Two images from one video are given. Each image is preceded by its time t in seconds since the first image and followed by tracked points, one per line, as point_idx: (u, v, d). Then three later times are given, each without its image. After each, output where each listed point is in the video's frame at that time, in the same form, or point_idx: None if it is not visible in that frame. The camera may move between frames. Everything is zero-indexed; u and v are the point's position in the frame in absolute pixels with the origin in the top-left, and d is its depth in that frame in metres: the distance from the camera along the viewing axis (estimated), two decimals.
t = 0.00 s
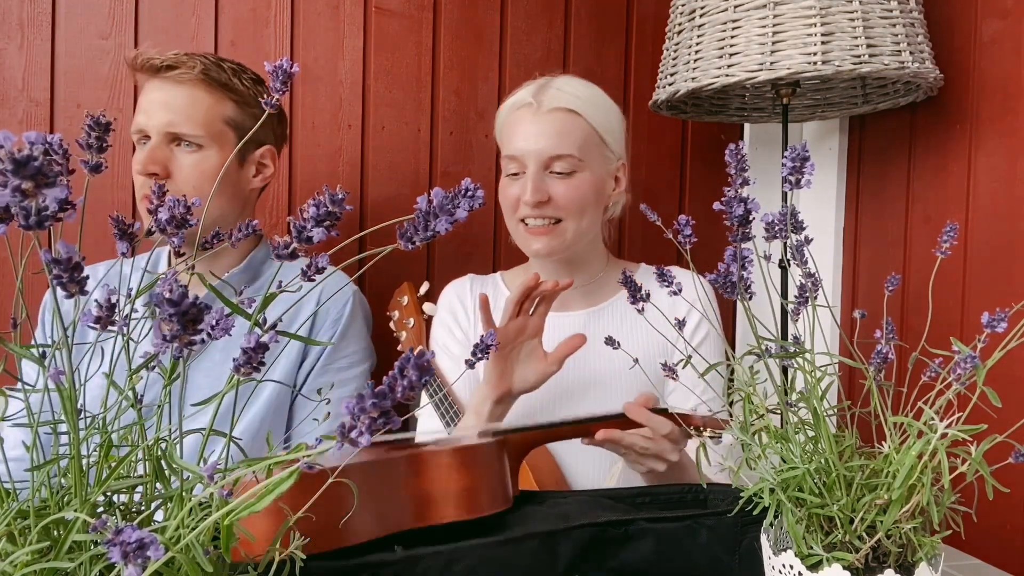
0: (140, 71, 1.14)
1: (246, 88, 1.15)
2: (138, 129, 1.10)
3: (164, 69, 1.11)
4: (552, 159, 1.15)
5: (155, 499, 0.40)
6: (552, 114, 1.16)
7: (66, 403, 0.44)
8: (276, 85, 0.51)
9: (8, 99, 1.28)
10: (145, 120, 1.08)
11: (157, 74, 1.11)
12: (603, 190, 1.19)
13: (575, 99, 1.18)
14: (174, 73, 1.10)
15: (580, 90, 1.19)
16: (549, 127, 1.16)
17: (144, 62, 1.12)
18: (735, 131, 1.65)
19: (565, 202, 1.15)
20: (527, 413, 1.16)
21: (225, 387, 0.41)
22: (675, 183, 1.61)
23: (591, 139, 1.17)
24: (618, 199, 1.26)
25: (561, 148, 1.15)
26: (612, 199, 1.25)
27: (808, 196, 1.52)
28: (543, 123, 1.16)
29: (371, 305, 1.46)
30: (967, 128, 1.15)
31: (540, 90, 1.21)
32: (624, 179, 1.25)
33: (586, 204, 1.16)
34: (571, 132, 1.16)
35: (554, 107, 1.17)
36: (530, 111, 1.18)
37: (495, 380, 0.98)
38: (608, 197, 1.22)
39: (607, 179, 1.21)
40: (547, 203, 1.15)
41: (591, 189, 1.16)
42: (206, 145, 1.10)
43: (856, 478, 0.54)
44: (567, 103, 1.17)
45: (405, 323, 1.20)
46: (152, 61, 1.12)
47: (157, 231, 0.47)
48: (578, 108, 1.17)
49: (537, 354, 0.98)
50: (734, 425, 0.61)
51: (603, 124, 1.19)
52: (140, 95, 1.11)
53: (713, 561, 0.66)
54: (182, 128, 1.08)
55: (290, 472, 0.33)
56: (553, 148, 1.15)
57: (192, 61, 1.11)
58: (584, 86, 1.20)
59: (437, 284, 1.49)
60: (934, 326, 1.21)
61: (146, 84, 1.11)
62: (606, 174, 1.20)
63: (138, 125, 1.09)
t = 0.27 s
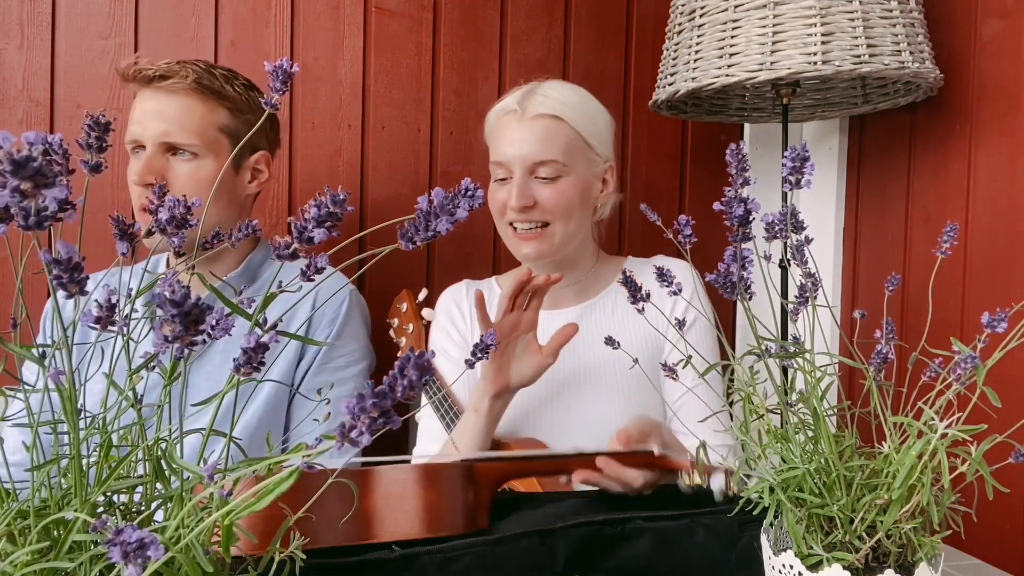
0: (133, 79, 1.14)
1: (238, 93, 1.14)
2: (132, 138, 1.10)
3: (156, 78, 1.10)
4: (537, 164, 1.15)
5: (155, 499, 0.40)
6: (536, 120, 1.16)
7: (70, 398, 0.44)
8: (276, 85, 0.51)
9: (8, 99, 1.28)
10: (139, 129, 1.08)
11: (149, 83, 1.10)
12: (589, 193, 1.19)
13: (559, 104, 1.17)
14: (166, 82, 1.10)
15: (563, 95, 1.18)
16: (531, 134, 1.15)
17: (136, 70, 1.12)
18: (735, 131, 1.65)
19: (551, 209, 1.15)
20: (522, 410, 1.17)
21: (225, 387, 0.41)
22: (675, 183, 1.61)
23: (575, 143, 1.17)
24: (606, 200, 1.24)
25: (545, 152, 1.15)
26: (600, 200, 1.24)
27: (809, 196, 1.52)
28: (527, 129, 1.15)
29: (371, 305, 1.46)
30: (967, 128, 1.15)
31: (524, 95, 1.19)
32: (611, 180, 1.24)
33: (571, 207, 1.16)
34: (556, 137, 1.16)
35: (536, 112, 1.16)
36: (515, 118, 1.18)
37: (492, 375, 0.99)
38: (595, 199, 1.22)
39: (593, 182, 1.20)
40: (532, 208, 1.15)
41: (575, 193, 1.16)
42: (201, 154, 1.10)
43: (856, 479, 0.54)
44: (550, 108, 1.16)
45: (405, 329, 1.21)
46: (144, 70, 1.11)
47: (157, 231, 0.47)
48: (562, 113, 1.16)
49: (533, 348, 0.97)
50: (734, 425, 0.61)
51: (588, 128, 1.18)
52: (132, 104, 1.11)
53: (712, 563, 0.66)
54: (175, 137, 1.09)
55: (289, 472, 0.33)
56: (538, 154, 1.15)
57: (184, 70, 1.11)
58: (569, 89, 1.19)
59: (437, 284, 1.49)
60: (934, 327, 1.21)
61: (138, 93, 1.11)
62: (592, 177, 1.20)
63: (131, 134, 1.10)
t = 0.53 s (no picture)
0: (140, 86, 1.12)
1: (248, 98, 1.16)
2: (146, 146, 1.08)
3: (171, 86, 1.09)
4: (532, 167, 1.16)
5: (155, 499, 0.40)
6: (533, 123, 1.17)
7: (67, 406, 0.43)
8: (276, 85, 0.51)
9: (8, 99, 1.28)
10: (158, 138, 1.07)
11: (164, 92, 1.09)
12: (583, 197, 1.19)
13: (554, 108, 1.18)
14: (185, 91, 1.09)
15: (560, 100, 1.19)
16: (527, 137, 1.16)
17: (147, 78, 1.10)
18: (735, 131, 1.65)
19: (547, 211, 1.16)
20: (522, 406, 1.18)
21: (225, 387, 0.41)
22: (675, 183, 1.61)
23: (570, 148, 1.17)
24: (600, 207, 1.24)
25: (540, 155, 1.15)
26: (593, 205, 1.24)
27: (808, 196, 1.52)
28: (523, 132, 1.16)
29: (371, 305, 1.46)
30: (967, 128, 1.15)
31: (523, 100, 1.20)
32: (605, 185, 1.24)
33: (565, 210, 1.17)
34: (552, 140, 1.16)
35: (533, 116, 1.17)
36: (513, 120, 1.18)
37: (493, 373, 1.00)
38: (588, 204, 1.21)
39: (588, 187, 1.20)
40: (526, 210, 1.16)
41: (569, 197, 1.17)
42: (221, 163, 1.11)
43: (856, 479, 0.54)
44: (545, 111, 1.17)
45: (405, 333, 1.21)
46: (157, 77, 1.10)
47: (156, 231, 0.47)
48: (558, 117, 1.17)
49: (532, 343, 0.98)
50: (734, 425, 0.61)
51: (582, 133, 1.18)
52: (144, 111, 1.09)
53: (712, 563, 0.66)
54: (198, 146, 1.09)
55: (290, 472, 0.33)
56: (532, 156, 1.15)
57: (201, 78, 1.11)
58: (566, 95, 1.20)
59: (437, 284, 1.49)
60: (934, 327, 1.21)
61: (151, 100, 1.09)
62: (586, 182, 1.20)
63: (147, 143, 1.08)
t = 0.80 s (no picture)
0: (154, 97, 1.10)
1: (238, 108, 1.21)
2: (166, 158, 1.06)
3: (197, 100, 1.10)
4: (582, 178, 1.16)
5: (155, 499, 0.40)
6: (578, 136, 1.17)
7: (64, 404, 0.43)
8: (276, 85, 0.51)
9: (8, 99, 1.28)
10: (186, 151, 1.07)
11: (191, 105, 1.09)
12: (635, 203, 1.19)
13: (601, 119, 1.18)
14: (212, 105, 1.10)
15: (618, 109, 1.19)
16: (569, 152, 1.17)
17: (167, 90, 1.10)
18: (735, 131, 1.65)
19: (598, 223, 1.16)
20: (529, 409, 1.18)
21: (224, 387, 0.41)
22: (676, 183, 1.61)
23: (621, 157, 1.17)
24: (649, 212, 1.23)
25: (590, 166, 1.16)
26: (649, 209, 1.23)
27: (808, 196, 1.52)
28: (571, 144, 1.17)
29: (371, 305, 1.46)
30: (967, 127, 1.15)
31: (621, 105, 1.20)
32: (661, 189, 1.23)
33: (614, 219, 1.16)
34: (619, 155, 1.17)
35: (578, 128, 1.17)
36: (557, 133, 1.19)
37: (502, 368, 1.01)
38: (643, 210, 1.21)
39: (641, 192, 1.20)
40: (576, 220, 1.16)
41: (617, 206, 1.16)
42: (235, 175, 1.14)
43: (856, 478, 0.54)
44: (591, 122, 1.17)
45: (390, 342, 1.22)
46: (179, 91, 1.09)
47: (156, 231, 0.47)
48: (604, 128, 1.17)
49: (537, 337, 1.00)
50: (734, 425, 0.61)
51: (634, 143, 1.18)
52: (163, 123, 1.07)
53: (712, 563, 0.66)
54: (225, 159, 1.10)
55: (290, 472, 0.33)
56: (581, 167, 1.16)
57: (223, 94, 1.13)
58: (614, 102, 1.20)
59: (437, 284, 1.49)
60: (935, 326, 1.21)
61: (173, 112, 1.08)
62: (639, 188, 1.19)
63: (168, 154, 1.06)
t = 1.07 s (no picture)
0: (150, 99, 1.09)
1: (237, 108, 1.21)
2: (163, 160, 1.06)
3: (194, 102, 1.09)
4: (603, 177, 1.17)
5: (155, 499, 0.40)
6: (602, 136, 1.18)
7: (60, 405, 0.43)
8: (276, 85, 0.51)
9: (8, 99, 1.28)
10: (183, 153, 1.07)
11: (188, 107, 1.09)
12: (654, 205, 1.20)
13: (624, 121, 1.18)
14: (210, 108, 1.10)
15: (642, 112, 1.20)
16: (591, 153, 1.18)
17: (164, 93, 1.09)
18: (735, 131, 1.65)
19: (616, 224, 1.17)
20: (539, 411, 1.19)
21: (224, 387, 0.41)
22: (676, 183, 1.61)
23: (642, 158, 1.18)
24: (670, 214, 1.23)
25: (611, 167, 1.17)
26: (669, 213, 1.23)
27: (808, 196, 1.52)
28: (594, 144, 1.18)
29: (371, 305, 1.46)
30: (967, 128, 1.15)
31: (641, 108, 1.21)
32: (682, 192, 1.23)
33: (634, 219, 1.17)
34: (639, 156, 1.18)
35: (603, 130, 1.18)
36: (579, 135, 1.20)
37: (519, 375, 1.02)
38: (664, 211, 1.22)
39: (661, 197, 1.20)
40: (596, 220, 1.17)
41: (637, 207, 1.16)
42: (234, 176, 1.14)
43: (856, 478, 0.54)
44: (614, 124, 1.18)
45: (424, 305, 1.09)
46: (177, 93, 1.09)
47: (156, 231, 0.47)
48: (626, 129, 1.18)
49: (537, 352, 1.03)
50: (734, 425, 0.61)
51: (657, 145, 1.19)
52: (161, 125, 1.07)
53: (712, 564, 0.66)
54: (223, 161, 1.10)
55: (290, 471, 0.33)
56: (603, 167, 1.17)
57: (221, 96, 1.13)
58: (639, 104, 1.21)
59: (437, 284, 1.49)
60: (935, 327, 1.21)
61: (170, 115, 1.08)
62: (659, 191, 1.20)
63: (165, 156, 1.06)
